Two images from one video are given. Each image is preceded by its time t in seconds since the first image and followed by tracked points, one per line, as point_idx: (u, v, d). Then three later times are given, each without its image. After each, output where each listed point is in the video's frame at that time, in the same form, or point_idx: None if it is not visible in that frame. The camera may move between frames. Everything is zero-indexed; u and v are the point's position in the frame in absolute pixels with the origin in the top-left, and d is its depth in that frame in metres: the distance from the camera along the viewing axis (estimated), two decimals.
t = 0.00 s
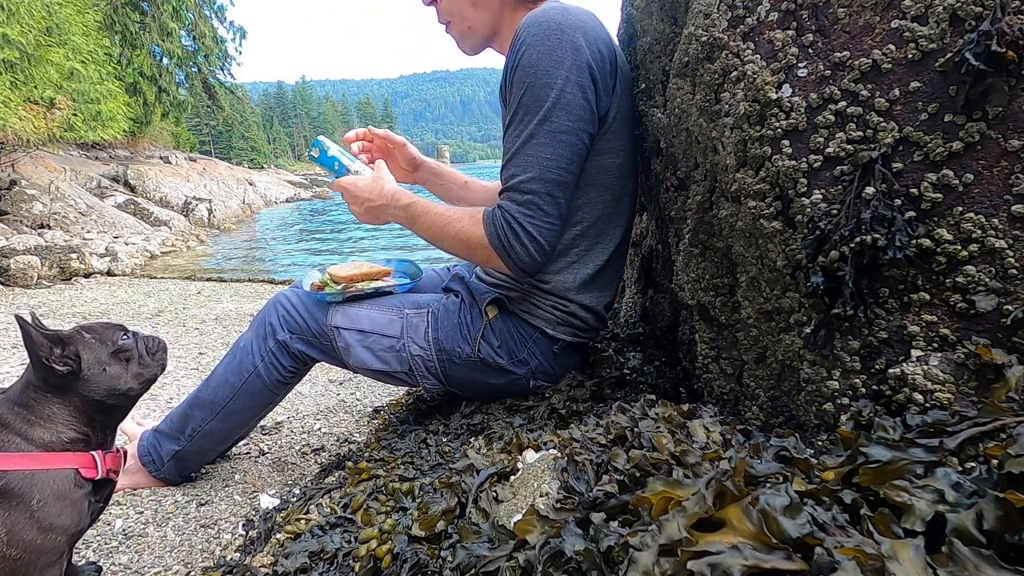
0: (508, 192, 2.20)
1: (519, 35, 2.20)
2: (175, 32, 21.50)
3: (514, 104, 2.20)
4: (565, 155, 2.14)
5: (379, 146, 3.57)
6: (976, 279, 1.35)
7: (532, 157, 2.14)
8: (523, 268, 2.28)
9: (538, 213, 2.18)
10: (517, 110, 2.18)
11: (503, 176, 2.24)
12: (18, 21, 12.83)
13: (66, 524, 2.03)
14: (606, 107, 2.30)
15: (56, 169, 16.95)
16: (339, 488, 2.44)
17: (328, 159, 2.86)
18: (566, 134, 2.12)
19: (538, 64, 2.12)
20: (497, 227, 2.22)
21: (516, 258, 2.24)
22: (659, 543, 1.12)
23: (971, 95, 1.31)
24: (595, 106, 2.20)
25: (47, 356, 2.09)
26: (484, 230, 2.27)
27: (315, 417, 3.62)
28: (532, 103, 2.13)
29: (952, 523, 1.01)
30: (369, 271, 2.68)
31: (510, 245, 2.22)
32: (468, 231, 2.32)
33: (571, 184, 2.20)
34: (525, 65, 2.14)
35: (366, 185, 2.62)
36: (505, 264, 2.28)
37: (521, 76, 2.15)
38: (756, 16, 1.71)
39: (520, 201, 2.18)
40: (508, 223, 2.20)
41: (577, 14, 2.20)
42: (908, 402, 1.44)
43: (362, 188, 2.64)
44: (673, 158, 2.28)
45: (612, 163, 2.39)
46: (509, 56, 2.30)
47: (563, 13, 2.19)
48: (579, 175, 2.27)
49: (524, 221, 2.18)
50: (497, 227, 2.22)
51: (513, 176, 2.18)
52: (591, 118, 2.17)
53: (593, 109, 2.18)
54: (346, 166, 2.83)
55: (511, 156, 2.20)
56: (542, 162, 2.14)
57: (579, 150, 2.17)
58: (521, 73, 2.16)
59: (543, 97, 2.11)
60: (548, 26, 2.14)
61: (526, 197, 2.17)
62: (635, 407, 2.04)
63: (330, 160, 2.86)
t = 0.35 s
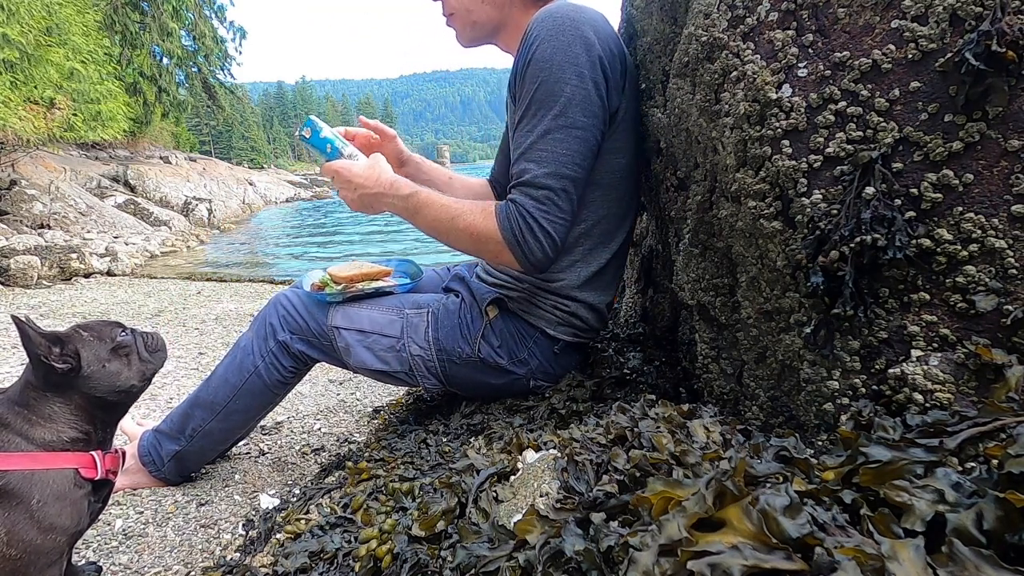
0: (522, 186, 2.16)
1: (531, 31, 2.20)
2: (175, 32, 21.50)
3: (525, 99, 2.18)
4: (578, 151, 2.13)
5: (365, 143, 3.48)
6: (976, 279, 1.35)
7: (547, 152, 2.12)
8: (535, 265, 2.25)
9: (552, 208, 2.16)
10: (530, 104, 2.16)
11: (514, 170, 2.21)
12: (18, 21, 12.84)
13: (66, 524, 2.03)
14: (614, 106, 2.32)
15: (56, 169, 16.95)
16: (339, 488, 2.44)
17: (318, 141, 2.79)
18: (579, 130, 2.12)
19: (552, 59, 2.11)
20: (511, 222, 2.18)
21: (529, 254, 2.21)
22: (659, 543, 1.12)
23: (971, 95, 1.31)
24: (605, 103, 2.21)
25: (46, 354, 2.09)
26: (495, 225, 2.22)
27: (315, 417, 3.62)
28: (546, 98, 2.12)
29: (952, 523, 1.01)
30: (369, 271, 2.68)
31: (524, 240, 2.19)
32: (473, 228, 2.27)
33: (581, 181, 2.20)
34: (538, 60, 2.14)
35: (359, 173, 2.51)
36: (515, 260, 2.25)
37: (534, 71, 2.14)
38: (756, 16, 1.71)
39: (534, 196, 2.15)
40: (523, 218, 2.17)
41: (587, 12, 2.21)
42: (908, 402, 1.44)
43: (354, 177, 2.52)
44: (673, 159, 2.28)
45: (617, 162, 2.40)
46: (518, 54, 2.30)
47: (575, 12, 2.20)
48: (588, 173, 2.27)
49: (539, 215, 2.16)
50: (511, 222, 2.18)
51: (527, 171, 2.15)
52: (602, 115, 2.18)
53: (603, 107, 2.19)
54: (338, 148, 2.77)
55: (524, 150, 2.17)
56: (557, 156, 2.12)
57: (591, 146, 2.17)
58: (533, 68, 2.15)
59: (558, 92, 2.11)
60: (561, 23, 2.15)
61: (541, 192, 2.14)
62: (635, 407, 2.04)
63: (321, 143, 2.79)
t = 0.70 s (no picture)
0: (518, 168, 2.13)
1: (536, 21, 2.22)
2: (175, 32, 21.50)
3: (526, 84, 2.18)
4: (577, 138, 2.12)
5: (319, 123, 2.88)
6: (976, 279, 1.35)
7: (546, 134, 2.10)
8: (525, 250, 2.20)
9: (547, 192, 2.12)
10: (531, 89, 2.15)
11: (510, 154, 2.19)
12: (18, 21, 12.83)
13: (64, 524, 2.03)
14: (615, 101, 2.33)
15: (56, 169, 16.95)
16: (339, 488, 2.45)
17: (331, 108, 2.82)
18: (580, 117, 2.12)
19: (556, 47, 2.13)
20: (501, 201, 2.14)
21: (519, 238, 2.16)
22: (659, 543, 1.12)
23: (971, 95, 1.31)
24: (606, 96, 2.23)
25: (42, 359, 2.08)
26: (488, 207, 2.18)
27: (315, 417, 3.62)
28: (547, 82, 2.12)
29: (952, 523, 1.01)
30: (369, 271, 2.68)
31: (515, 222, 2.14)
32: (460, 203, 2.24)
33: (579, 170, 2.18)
34: (542, 48, 2.15)
35: (358, 142, 2.56)
36: (500, 241, 2.20)
37: (537, 58, 2.15)
38: (756, 16, 1.71)
39: (530, 178, 2.11)
40: (516, 199, 2.12)
41: (592, 8, 2.23)
42: (908, 402, 1.44)
43: (354, 146, 2.58)
44: (673, 158, 2.28)
45: (615, 157, 2.40)
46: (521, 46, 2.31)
47: (580, 7, 2.23)
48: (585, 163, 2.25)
49: (533, 197, 2.11)
50: (502, 201, 2.14)
51: (523, 153, 2.12)
52: (602, 107, 2.19)
53: (604, 99, 2.20)
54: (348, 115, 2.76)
55: (522, 133, 2.14)
56: (555, 140, 2.10)
57: (589, 135, 2.16)
58: (536, 56, 2.16)
59: (560, 78, 2.11)
60: (567, 14, 2.17)
61: (536, 174, 2.11)
62: (635, 407, 2.04)
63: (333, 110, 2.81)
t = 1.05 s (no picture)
0: (537, 173, 2.13)
1: (542, 22, 2.21)
2: (175, 32, 21.49)
3: (536, 85, 2.17)
4: (591, 140, 2.14)
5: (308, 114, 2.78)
6: (976, 279, 1.35)
7: (562, 137, 2.11)
8: (547, 254, 2.22)
9: (567, 195, 2.13)
10: (541, 90, 2.14)
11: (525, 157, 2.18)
12: (19, 21, 12.84)
13: (64, 524, 2.03)
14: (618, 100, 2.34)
15: (56, 169, 16.95)
16: (339, 488, 2.44)
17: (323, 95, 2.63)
18: (593, 118, 2.13)
19: (567, 48, 2.12)
20: (525, 207, 2.14)
21: (543, 243, 2.17)
22: (659, 543, 1.12)
23: (971, 95, 1.31)
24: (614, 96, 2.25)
25: (30, 366, 2.06)
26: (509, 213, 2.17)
27: (315, 417, 3.62)
28: (559, 83, 2.12)
29: (953, 523, 1.02)
30: (369, 271, 2.68)
31: (539, 227, 2.15)
32: (486, 208, 2.21)
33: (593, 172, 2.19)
34: (551, 49, 2.14)
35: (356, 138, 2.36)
36: (523, 246, 2.21)
37: (547, 59, 2.14)
38: (756, 16, 1.71)
39: (551, 182, 2.11)
40: (539, 204, 2.12)
41: (595, 8, 2.24)
42: (908, 402, 1.44)
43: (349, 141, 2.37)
44: (673, 158, 2.28)
45: (618, 156, 2.43)
46: (526, 46, 2.30)
47: (583, 5, 2.23)
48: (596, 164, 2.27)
49: (555, 201, 2.12)
50: (526, 207, 2.13)
51: (541, 157, 2.12)
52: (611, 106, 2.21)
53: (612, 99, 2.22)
54: (345, 103, 2.58)
55: (537, 136, 2.14)
56: (571, 142, 2.11)
57: (601, 136, 2.19)
58: (546, 56, 2.15)
59: (572, 79, 2.11)
60: (573, 15, 2.18)
61: (557, 178, 2.11)
62: (635, 407, 2.03)
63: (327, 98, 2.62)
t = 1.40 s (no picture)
0: (540, 174, 2.12)
1: (544, 24, 2.21)
2: (175, 32, 21.47)
3: (538, 86, 2.17)
4: (595, 141, 2.14)
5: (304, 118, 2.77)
6: (976, 279, 1.35)
7: (565, 138, 2.10)
8: (552, 256, 2.21)
9: (570, 196, 2.13)
10: (543, 91, 2.14)
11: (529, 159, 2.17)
12: (19, 21, 12.83)
13: (63, 525, 2.03)
14: (620, 101, 2.34)
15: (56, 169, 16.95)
16: (339, 488, 2.44)
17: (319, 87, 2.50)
18: (596, 119, 2.13)
19: (569, 50, 2.12)
20: (530, 210, 2.13)
21: (547, 245, 2.17)
22: (659, 543, 1.12)
23: (971, 95, 1.31)
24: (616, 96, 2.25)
25: (30, 367, 2.07)
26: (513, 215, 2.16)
27: (315, 417, 3.62)
28: (562, 84, 2.11)
29: (952, 523, 1.02)
30: (369, 271, 2.68)
31: (543, 229, 2.14)
32: (489, 211, 2.20)
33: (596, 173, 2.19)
34: (553, 51, 2.14)
35: (361, 138, 2.34)
36: (527, 249, 2.20)
37: (549, 60, 2.14)
38: (756, 16, 1.71)
39: (554, 183, 2.11)
40: (543, 205, 2.12)
41: (596, 10, 2.24)
42: (908, 402, 1.44)
43: (354, 142, 2.36)
44: (673, 159, 2.28)
45: (620, 156, 2.43)
46: (528, 47, 2.30)
47: (585, 6, 2.23)
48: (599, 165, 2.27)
49: (558, 203, 2.12)
50: (530, 209, 2.12)
51: (545, 158, 2.12)
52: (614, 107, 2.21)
53: (614, 99, 2.23)
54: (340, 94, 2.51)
55: (540, 137, 2.14)
56: (574, 143, 2.11)
57: (604, 137, 2.19)
58: (548, 58, 2.15)
59: (575, 80, 2.11)
60: (575, 16, 2.18)
61: (561, 179, 2.11)
62: (634, 407, 2.03)
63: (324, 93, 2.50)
